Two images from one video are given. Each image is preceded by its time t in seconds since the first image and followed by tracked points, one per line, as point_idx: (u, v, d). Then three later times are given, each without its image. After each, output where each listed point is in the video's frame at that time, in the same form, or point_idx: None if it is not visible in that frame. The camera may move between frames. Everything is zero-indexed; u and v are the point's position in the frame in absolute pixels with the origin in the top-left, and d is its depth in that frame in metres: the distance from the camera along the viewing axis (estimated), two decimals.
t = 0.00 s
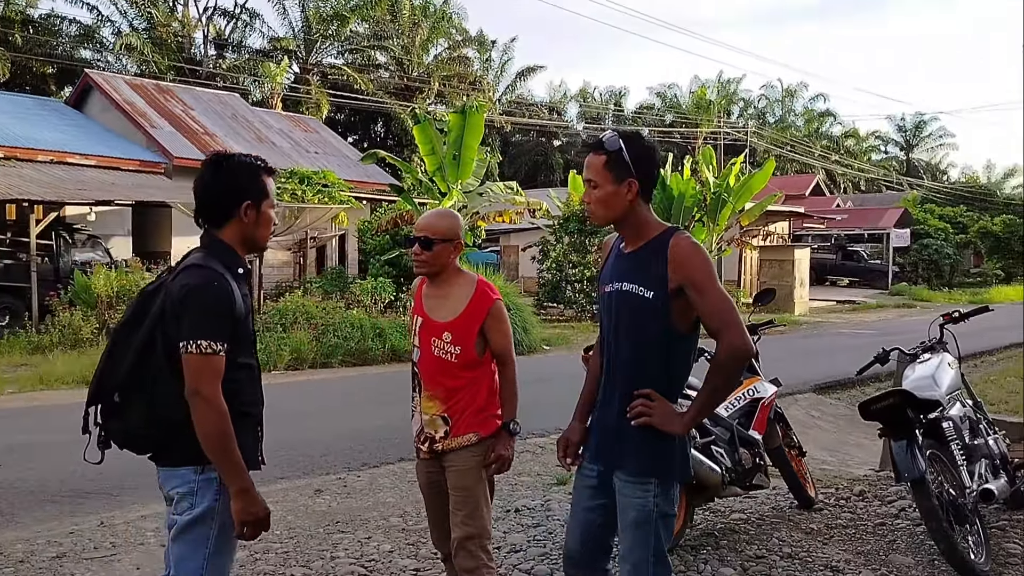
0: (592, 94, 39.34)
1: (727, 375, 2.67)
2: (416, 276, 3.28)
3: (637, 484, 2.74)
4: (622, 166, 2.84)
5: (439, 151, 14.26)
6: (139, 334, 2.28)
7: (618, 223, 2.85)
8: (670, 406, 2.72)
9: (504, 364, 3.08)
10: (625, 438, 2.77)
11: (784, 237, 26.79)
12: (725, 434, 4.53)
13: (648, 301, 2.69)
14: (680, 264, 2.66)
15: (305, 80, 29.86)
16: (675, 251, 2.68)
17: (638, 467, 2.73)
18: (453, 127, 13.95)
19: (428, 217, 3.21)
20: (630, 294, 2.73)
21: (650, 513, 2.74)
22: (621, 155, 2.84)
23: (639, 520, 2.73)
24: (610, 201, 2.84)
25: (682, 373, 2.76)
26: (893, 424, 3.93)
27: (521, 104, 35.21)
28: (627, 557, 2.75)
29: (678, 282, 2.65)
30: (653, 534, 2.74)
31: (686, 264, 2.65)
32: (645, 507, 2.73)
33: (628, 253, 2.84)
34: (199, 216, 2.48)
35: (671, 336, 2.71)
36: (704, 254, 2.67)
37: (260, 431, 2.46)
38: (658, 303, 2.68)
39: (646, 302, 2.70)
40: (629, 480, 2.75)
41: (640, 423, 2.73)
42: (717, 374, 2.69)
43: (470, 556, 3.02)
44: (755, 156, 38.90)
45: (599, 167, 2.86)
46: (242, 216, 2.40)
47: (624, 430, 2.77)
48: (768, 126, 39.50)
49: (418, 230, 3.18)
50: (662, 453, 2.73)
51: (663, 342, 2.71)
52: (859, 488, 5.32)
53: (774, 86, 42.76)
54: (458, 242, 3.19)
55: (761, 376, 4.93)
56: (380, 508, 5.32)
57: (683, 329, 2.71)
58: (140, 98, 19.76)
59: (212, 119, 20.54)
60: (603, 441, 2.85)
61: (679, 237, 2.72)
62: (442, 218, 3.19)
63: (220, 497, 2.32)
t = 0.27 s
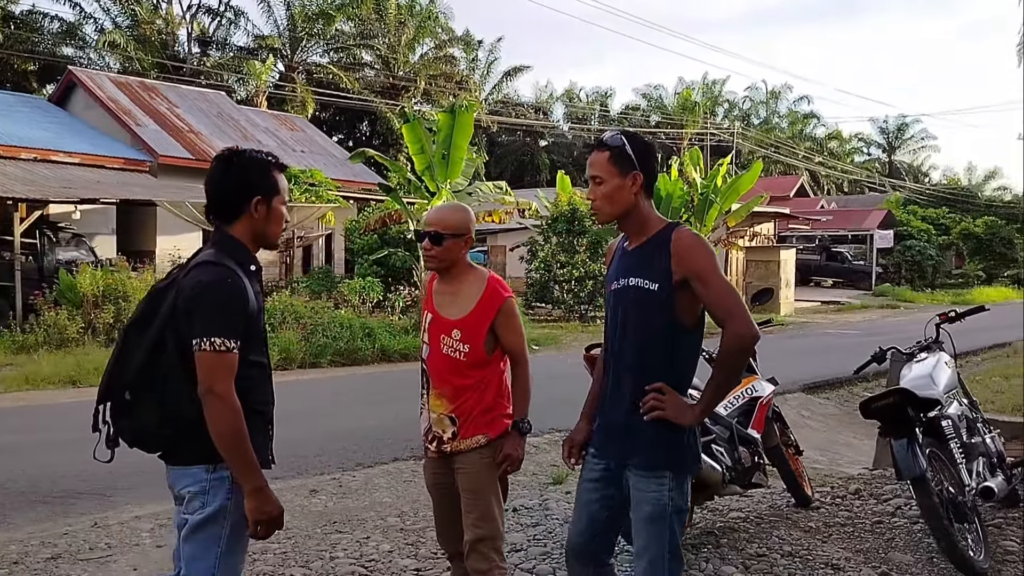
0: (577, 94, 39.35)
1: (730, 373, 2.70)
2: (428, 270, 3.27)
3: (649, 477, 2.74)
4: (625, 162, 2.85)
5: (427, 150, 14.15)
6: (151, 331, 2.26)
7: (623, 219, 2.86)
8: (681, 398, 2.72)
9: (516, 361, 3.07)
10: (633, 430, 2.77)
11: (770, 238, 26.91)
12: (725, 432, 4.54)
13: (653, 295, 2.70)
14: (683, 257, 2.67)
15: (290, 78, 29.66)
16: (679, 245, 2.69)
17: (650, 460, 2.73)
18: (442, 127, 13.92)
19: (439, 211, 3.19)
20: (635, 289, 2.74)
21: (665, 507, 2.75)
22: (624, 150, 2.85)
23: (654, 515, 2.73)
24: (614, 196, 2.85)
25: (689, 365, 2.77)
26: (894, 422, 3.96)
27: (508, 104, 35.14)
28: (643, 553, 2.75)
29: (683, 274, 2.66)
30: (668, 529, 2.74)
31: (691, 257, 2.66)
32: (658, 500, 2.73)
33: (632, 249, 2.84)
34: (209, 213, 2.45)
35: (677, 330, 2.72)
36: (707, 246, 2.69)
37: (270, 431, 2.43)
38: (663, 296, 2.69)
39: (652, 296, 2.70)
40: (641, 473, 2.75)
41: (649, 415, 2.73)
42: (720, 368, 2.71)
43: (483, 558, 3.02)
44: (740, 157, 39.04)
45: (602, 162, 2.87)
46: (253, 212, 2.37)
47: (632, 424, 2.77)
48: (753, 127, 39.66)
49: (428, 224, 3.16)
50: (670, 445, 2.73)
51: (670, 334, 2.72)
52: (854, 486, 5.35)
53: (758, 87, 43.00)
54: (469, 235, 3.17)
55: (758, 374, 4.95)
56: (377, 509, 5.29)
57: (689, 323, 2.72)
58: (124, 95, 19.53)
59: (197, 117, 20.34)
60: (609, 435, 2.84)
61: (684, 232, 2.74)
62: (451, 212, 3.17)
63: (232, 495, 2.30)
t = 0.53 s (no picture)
0: (532, 95, 39.48)
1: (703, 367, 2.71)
2: (408, 269, 3.26)
3: (620, 469, 2.73)
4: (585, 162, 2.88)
5: (384, 149, 14.05)
6: (128, 329, 2.22)
7: (589, 218, 2.87)
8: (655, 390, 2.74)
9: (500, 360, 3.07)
10: (606, 422, 2.77)
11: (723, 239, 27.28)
12: (691, 430, 4.58)
13: (622, 289, 2.72)
14: (649, 251, 2.69)
15: (242, 76, 29.27)
16: (643, 240, 2.72)
17: (621, 451, 2.73)
18: (399, 126, 13.80)
19: (417, 208, 3.17)
20: (604, 285, 2.76)
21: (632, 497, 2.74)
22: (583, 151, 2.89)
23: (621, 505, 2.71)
24: (579, 197, 2.87)
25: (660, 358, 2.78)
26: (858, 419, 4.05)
27: (463, 105, 35.12)
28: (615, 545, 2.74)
29: (650, 266, 2.69)
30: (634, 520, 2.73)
31: (656, 252, 2.69)
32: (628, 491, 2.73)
33: (599, 247, 2.86)
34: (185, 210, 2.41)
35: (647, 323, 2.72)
36: (671, 239, 2.72)
37: (249, 431, 2.39)
38: (631, 289, 2.71)
39: (620, 290, 2.72)
40: (611, 465, 2.74)
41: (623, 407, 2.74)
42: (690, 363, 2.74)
43: (466, 559, 2.99)
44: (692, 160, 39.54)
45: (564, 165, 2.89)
46: (230, 209, 2.33)
47: (606, 415, 2.77)
48: (705, 130, 40.20)
49: (405, 222, 3.15)
50: (641, 435, 2.73)
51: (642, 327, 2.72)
52: (815, 482, 5.45)
53: (709, 91, 43.60)
54: (448, 232, 3.16)
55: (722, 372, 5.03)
56: (342, 510, 5.23)
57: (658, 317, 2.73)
58: (71, 91, 18.97)
59: (147, 114, 19.84)
60: (582, 427, 2.84)
61: (646, 228, 2.76)
62: (430, 208, 3.15)
63: (212, 497, 2.26)
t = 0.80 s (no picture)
0: (506, 95, 39.49)
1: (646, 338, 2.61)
2: (403, 268, 3.27)
3: (602, 461, 2.75)
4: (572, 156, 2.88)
5: (359, 148, 13.97)
6: (118, 329, 2.21)
7: (572, 216, 2.89)
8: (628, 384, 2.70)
9: (494, 360, 3.08)
10: (585, 414, 2.77)
11: (695, 239, 27.46)
12: (672, 428, 4.61)
13: (598, 282, 2.75)
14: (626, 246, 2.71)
15: (213, 74, 28.97)
16: (618, 235, 2.74)
17: (601, 443, 2.74)
18: (374, 125, 13.70)
19: (410, 205, 3.18)
20: (581, 278, 2.79)
21: (618, 489, 2.76)
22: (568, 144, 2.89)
23: (608, 499, 2.74)
24: (564, 193, 2.87)
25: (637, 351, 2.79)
26: (837, 417, 4.11)
27: (436, 104, 35.05)
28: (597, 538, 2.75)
29: (624, 258, 2.71)
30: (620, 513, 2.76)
31: (633, 246, 2.70)
32: (614, 482, 2.74)
33: (580, 242, 2.87)
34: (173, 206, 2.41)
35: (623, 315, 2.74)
36: (647, 234, 2.74)
37: (238, 431, 2.38)
38: (606, 282, 2.73)
39: (598, 283, 2.75)
40: (594, 457, 2.76)
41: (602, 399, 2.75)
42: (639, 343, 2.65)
43: (458, 560, 3.00)
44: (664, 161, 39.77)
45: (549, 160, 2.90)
46: (214, 205, 2.32)
47: (583, 408, 2.78)
48: (676, 131, 40.47)
49: (398, 220, 3.16)
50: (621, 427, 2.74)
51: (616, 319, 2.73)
52: (792, 480, 5.51)
53: (681, 92, 43.89)
54: (443, 230, 3.17)
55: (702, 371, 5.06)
56: (322, 511, 5.21)
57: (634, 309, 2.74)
58: (38, 89, 18.59)
59: (116, 112, 19.52)
60: (561, 421, 2.85)
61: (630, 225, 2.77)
62: (423, 205, 3.16)
63: (202, 497, 2.26)
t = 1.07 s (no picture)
0: (492, 95, 39.50)
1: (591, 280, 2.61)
2: (406, 266, 3.29)
3: (595, 456, 2.77)
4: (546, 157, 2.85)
5: (347, 147, 13.87)
6: (117, 325, 2.21)
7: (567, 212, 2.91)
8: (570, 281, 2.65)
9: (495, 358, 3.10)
10: (577, 407, 2.79)
11: (682, 239, 27.55)
12: (664, 425, 4.64)
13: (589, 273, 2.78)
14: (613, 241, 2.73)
15: (198, 72, 28.83)
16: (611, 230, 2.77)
17: (593, 436, 2.76)
18: (361, 123, 13.64)
19: (412, 202, 3.19)
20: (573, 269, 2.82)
21: (612, 484, 2.78)
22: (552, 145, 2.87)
23: (601, 493, 2.76)
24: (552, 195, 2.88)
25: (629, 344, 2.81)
26: (826, 413, 4.15)
27: (422, 103, 35.02)
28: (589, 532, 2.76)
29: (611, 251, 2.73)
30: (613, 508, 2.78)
31: (618, 241, 2.72)
32: (606, 478, 2.76)
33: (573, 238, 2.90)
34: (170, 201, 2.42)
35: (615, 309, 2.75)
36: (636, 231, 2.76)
37: (236, 428, 2.38)
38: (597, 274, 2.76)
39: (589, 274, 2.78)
40: (586, 452, 2.77)
41: (594, 392, 2.77)
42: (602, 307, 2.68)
43: (456, 558, 3.01)
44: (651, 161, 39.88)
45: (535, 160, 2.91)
46: (209, 202, 2.32)
47: (574, 400, 2.80)
48: (663, 132, 40.61)
49: (401, 217, 3.18)
50: (613, 421, 2.77)
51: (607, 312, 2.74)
52: (781, 477, 5.54)
53: (667, 93, 44.04)
54: (446, 228, 3.20)
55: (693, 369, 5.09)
56: (313, 509, 5.20)
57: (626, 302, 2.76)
58: (23, 87, 18.42)
59: (102, 110, 19.37)
60: (552, 414, 2.87)
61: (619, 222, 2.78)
62: (428, 202, 3.17)
63: (202, 495, 2.26)
